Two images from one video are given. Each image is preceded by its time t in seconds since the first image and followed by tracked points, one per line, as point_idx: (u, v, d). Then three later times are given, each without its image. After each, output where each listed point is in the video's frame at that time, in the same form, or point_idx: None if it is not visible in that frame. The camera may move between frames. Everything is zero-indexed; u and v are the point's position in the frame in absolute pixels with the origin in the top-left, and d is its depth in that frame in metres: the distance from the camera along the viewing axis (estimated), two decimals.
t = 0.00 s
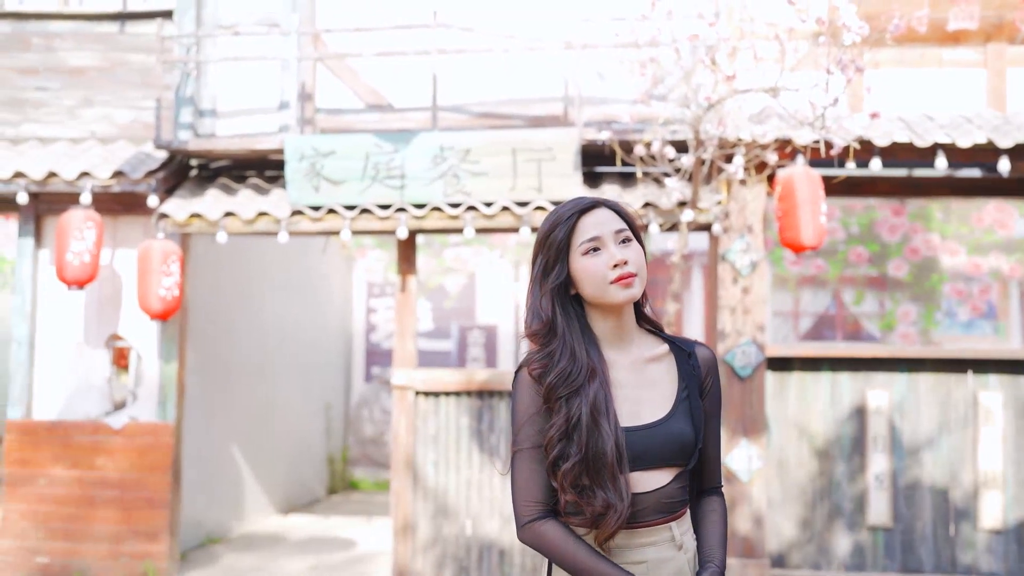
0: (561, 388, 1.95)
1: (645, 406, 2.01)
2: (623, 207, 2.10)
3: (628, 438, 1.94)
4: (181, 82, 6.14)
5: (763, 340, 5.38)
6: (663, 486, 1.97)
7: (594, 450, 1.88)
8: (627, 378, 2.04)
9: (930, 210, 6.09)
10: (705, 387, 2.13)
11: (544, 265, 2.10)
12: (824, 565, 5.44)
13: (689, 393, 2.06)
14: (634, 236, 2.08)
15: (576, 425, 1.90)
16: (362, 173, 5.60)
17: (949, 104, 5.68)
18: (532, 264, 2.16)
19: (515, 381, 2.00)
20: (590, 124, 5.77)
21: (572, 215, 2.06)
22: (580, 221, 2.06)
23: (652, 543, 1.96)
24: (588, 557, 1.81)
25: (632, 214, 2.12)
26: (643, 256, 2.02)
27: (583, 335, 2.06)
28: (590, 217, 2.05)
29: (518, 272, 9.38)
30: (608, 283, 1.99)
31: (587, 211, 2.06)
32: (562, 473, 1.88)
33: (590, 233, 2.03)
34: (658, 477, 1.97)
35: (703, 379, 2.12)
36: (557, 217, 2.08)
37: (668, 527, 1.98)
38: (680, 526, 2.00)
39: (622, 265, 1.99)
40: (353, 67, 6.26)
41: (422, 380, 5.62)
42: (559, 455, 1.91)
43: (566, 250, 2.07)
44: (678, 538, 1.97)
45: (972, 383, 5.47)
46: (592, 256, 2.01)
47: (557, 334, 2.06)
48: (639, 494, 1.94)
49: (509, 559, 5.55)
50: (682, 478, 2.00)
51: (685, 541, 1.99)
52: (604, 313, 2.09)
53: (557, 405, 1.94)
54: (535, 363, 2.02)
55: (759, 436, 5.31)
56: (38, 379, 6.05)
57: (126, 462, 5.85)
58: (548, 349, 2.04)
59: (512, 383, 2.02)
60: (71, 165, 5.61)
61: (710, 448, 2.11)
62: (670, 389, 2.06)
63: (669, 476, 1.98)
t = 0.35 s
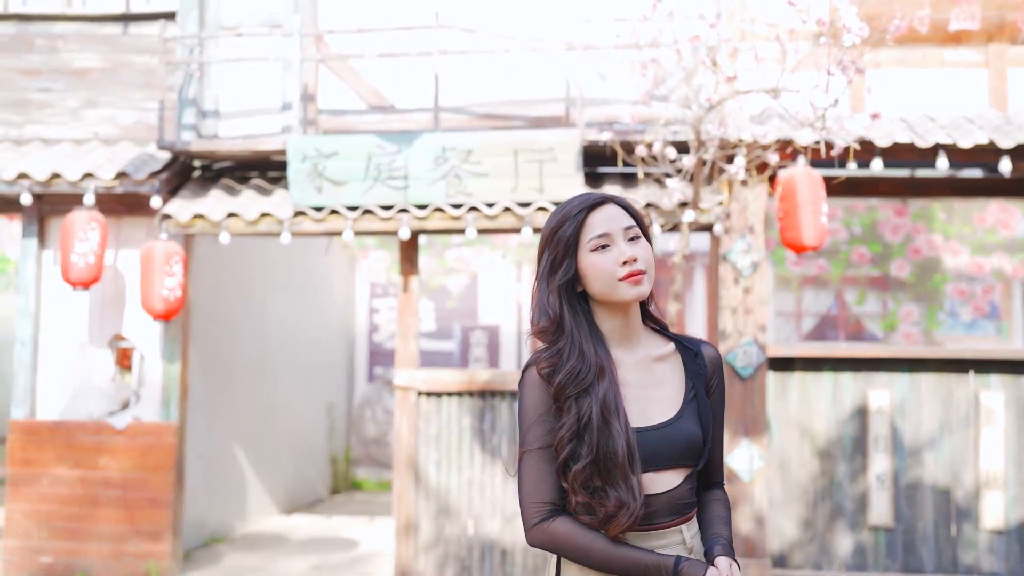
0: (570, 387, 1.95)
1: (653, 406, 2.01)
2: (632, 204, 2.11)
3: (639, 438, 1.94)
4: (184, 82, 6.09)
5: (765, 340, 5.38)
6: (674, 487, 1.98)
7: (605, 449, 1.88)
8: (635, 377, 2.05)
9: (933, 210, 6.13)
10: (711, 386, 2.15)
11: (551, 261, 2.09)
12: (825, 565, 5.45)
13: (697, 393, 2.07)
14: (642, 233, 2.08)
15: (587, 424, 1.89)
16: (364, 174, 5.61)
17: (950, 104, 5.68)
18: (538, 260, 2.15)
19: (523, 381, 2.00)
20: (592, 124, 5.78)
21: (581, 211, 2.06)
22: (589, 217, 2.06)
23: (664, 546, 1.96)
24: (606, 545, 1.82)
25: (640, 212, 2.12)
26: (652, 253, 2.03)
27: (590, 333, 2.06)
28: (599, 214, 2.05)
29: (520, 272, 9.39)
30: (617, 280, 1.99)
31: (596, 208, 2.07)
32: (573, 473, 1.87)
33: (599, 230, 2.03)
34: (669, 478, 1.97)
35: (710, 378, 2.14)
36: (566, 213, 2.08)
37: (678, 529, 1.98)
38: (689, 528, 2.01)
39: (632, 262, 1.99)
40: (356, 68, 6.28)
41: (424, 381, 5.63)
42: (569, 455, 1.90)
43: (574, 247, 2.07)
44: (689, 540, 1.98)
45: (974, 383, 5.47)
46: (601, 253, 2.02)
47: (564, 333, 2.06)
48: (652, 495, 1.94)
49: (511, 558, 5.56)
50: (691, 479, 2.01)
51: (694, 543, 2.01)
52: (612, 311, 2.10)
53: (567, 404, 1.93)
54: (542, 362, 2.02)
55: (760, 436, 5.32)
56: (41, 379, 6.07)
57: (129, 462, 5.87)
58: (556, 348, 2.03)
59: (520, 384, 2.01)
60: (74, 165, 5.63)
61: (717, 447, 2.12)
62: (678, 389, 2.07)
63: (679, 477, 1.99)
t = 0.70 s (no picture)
0: (577, 388, 1.94)
1: (661, 407, 2.03)
2: (639, 202, 2.12)
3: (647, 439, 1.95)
4: (184, 83, 6.13)
5: (764, 340, 5.40)
6: (683, 489, 2.00)
7: (614, 449, 1.88)
8: (642, 378, 2.06)
9: (932, 210, 6.13)
10: (716, 386, 2.17)
11: (558, 259, 2.09)
12: (824, 565, 5.45)
13: (702, 392, 2.09)
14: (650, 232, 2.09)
15: (595, 424, 1.89)
16: (364, 175, 5.62)
17: (949, 105, 5.69)
18: (544, 258, 2.15)
19: (531, 383, 1.98)
20: (591, 125, 5.79)
21: (589, 208, 2.06)
22: (597, 214, 2.06)
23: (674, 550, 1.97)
24: (622, 541, 1.84)
25: (647, 210, 2.13)
26: (660, 253, 2.03)
27: (597, 332, 2.07)
28: (607, 211, 2.06)
29: (520, 272, 9.40)
30: (625, 279, 2.00)
31: (603, 205, 2.07)
32: (585, 476, 1.87)
33: (607, 227, 2.03)
34: (678, 479, 1.99)
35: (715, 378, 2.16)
36: (573, 211, 2.08)
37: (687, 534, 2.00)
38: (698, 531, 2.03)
39: (640, 261, 2.00)
40: (355, 68, 6.30)
41: (424, 381, 5.65)
42: (579, 456, 1.90)
43: (582, 244, 2.06)
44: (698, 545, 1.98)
45: (972, 383, 5.48)
46: (610, 251, 2.02)
47: (572, 331, 2.05)
48: (662, 498, 1.96)
49: (511, 558, 5.57)
50: (699, 480, 2.04)
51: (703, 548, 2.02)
52: (618, 310, 2.10)
53: (575, 404, 1.93)
54: (549, 362, 2.01)
55: (759, 435, 5.33)
56: (41, 379, 6.08)
57: (129, 462, 5.88)
58: (564, 347, 2.03)
59: (527, 385, 2.00)
60: (75, 166, 5.64)
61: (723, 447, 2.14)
62: (684, 389, 2.08)
63: (688, 478, 2.01)
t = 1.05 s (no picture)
0: (585, 390, 1.97)
1: (669, 410, 2.05)
2: (649, 202, 2.14)
3: (657, 443, 1.97)
4: (184, 84, 6.16)
5: (761, 340, 5.41)
6: (692, 493, 2.00)
7: (624, 451, 1.91)
8: (649, 380, 2.08)
9: (931, 210, 6.12)
10: (724, 387, 2.18)
11: (568, 259, 2.11)
12: (821, 564, 5.47)
13: (710, 394, 2.10)
14: (659, 232, 2.10)
15: (604, 427, 1.92)
16: (362, 175, 5.63)
17: (947, 105, 5.70)
18: (552, 257, 2.16)
19: (538, 387, 2.02)
20: (589, 126, 5.80)
21: (599, 208, 2.07)
22: (608, 213, 2.07)
23: (683, 559, 1.96)
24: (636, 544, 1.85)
25: (656, 210, 2.15)
26: (669, 254, 2.05)
27: (605, 334, 2.09)
28: (617, 211, 2.07)
29: (519, 272, 9.40)
30: (634, 280, 2.01)
31: (614, 204, 2.09)
32: (595, 479, 1.88)
33: (618, 227, 2.05)
34: (686, 484, 2.00)
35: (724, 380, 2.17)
36: (582, 211, 2.09)
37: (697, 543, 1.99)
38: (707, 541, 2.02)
39: (651, 261, 2.01)
40: (354, 69, 6.32)
41: (422, 381, 5.66)
42: (587, 460, 1.92)
43: (591, 244, 2.08)
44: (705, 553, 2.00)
45: (969, 383, 5.49)
46: (620, 251, 2.03)
47: (579, 333, 2.08)
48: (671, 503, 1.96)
49: (509, 558, 5.58)
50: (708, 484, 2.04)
51: (710, 558, 2.01)
52: (626, 312, 2.12)
53: (583, 407, 1.96)
54: (557, 366, 2.04)
55: (756, 435, 5.34)
56: (40, 379, 6.09)
57: (129, 462, 5.90)
58: (571, 350, 2.05)
59: (535, 390, 2.03)
60: (74, 166, 5.65)
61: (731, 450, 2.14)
62: (692, 391, 2.10)
63: (697, 483, 2.01)
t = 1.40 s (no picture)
0: (586, 392, 2.00)
1: (672, 411, 2.07)
2: (655, 205, 2.16)
3: (660, 445, 2.00)
4: (182, 85, 6.16)
5: (757, 340, 5.43)
6: (695, 494, 2.02)
7: (624, 453, 1.93)
8: (652, 380, 2.11)
9: (927, 210, 6.17)
10: (729, 386, 2.19)
11: (572, 259, 2.13)
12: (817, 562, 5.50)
13: (714, 394, 2.11)
14: (664, 234, 2.13)
15: (604, 428, 1.95)
16: (360, 175, 5.65)
17: (942, 106, 5.73)
18: (556, 257, 2.19)
19: (540, 389, 2.06)
20: (587, 126, 5.83)
21: (604, 208, 2.09)
22: (614, 214, 2.09)
23: (687, 561, 1.98)
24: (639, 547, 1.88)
25: (662, 212, 2.17)
26: (673, 256, 2.07)
27: (608, 335, 2.12)
28: (622, 212, 2.09)
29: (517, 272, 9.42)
30: (638, 281, 2.04)
31: (619, 205, 2.11)
32: (596, 481, 1.92)
33: (623, 228, 2.07)
34: (690, 485, 2.03)
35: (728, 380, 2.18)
36: (587, 211, 2.11)
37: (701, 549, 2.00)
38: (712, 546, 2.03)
39: (655, 264, 2.03)
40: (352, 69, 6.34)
41: (420, 381, 5.67)
42: (588, 462, 1.96)
43: (596, 245, 2.10)
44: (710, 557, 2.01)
45: (964, 383, 5.52)
46: (625, 252, 2.05)
47: (582, 334, 2.11)
48: (674, 505, 1.99)
49: (506, 557, 5.60)
50: (712, 485, 2.06)
51: (715, 562, 2.03)
52: (628, 313, 2.15)
53: (584, 409, 1.99)
54: (559, 368, 2.08)
55: (752, 434, 5.37)
56: (39, 379, 6.11)
57: (128, 462, 5.91)
58: (573, 351, 2.09)
59: (538, 392, 2.07)
60: (72, 166, 5.66)
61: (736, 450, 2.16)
62: (694, 391, 2.12)
63: (701, 484, 2.04)
